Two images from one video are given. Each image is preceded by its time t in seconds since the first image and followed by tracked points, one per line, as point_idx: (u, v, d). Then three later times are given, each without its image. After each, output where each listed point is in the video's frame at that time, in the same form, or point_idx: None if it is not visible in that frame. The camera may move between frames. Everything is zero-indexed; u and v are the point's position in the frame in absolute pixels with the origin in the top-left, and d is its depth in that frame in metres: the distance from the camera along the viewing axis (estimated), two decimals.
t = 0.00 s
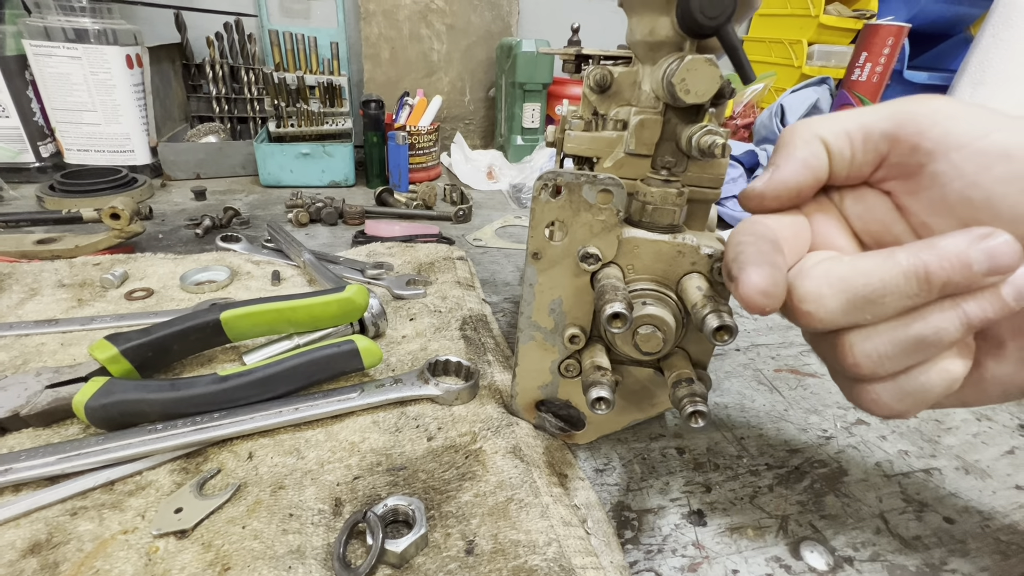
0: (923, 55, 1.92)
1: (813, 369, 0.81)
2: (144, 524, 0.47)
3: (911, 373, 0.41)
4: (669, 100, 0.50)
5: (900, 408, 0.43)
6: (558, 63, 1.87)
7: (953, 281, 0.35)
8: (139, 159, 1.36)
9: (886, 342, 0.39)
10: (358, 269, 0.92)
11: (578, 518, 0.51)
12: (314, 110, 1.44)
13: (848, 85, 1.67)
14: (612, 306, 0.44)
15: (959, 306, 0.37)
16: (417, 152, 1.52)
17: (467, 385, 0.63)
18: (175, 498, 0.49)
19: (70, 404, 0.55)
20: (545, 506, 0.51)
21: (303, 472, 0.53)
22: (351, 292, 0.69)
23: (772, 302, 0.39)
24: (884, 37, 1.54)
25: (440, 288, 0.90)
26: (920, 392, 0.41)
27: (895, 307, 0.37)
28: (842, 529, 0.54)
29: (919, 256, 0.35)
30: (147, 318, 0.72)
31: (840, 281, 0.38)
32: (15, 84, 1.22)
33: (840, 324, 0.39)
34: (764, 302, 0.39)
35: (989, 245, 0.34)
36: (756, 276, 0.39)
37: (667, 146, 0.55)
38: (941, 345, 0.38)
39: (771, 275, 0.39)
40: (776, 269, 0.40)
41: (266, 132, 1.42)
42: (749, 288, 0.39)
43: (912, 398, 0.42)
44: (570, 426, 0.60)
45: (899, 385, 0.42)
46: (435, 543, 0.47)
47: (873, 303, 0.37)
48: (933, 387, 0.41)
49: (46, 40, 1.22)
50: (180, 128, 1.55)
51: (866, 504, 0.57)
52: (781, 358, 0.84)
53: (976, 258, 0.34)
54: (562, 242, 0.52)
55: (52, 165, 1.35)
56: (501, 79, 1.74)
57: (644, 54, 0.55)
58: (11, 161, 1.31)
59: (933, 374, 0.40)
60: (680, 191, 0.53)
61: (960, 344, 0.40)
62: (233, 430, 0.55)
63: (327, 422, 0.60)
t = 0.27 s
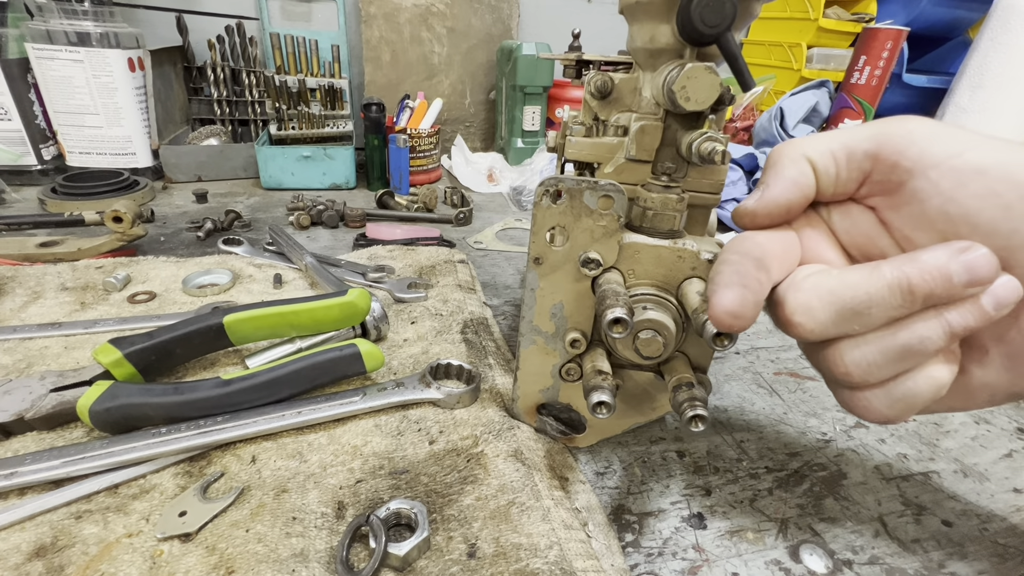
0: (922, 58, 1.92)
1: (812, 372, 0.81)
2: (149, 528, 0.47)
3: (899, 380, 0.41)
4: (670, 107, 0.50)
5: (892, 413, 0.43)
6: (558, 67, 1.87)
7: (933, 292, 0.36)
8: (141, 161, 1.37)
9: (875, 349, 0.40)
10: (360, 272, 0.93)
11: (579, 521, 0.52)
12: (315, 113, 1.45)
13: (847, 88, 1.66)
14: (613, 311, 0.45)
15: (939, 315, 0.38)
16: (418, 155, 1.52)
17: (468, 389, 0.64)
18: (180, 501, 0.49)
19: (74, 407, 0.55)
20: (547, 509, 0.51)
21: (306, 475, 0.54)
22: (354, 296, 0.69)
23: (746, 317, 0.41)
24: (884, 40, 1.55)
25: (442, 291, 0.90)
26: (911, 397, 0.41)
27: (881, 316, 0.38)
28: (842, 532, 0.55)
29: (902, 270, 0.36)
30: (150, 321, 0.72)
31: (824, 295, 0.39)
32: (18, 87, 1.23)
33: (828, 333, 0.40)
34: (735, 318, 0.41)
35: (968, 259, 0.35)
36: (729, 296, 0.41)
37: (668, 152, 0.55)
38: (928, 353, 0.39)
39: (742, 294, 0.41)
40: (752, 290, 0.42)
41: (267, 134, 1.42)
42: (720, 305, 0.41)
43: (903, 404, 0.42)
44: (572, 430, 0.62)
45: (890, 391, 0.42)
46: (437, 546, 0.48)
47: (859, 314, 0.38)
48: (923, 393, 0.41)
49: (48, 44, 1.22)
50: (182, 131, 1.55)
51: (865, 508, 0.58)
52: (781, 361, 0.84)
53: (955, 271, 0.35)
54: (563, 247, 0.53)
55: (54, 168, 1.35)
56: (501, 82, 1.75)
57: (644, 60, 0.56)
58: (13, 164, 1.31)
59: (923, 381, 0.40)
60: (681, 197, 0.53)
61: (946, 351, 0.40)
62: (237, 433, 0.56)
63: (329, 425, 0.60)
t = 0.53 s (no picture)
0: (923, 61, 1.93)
1: (815, 374, 0.82)
2: (161, 528, 0.48)
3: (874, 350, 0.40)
4: (676, 112, 0.51)
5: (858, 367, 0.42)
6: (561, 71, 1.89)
7: (920, 287, 0.33)
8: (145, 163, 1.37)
9: (856, 319, 0.38)
10: (365, 274, 0.93)
11: (585, 523, 0.52)
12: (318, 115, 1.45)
13: (847, 91, 1.67)
14: (620, 315, 0.45)
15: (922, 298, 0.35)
16: (421, 157, 1.53)
17: (474, 391, 0.64)
18: (191, 502, 0.50)
19: (85, 409, 0.56)
20: (554, 510, 0.51)
21: (315, 477, 0.54)
22: (360, 298, 0.70)
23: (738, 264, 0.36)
24: (884, 43, 1.56)
25: (446, 293, 0.91)
26: (878, 363, 0.40)
27: (873, 297, 0.35)
28: (846, 533, 0.55)
29: (895, 269, 0.33)
30: (158, 323, 0.73)
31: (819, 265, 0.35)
32: (23, 89, 1.23)
33: (820, 298, 0.37)
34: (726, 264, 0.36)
35: (968, 272, 0.32)
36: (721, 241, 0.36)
37: (673, 157, 0.56)
38: (903, 333, 0.37)
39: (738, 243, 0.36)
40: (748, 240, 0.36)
41: (271, 136, 1.43)
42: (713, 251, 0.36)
43: (870, 365, 0.41)
44: (577, 431, 0.62)
45: (863, 355, 0.40)
46: (446, 547, 0.48)
47: (851, 290, 0.35)
48: (893, 362, 0.40)
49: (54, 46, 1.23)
50: (185, 133, 1.56)
51: (868, 509, 0.58)
52: (784, 363, 0.84)
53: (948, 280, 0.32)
54: (570, 250, 0.53)
55: (58, 170, 1.36)
56: (504, 85, 1.75)
57: (650, 66, 0.56)
58: (18, 166, 1.31)
59: (895, 355, 0.39)
60: (686, 201, 0.54)
61: (934, 334, 0.38)
62: (246, 435, 0.56)
63: (337, 427, 0.61)
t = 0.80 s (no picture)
0: (920, 64, 1.94)
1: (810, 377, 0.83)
2: (161, 531, 0.49)
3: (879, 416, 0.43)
4: (670, 120, 0.52)
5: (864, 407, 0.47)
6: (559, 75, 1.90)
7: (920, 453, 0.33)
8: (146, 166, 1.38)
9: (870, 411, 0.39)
10: (364, 277, 0.94)
11: (580, 525, 0.53)
12: (318, 118, 1.46)
13: (844, 95, 1.67)
14: (614, 320, 0.46)
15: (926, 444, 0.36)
16: (420, 160, 1.54)
17: (471, 394, 0.65)
18: (191, 505, 0.51)
19: (86, 412, 0.57)
20: (549, 513, 0.52)
21: (314, 479, 0.55)
22: (359, 302, 0.71)
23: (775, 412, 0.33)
24: (881, 47, 1.57)
25: (444, 296, 0.91)
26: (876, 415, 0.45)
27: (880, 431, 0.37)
28: (838, 536, 0.56)
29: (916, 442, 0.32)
30: (159, 327, 0.74)
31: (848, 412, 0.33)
32: (25, 93, 1.24)
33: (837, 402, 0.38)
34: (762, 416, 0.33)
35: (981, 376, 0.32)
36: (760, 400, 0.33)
37: (667, 164, 0.57)
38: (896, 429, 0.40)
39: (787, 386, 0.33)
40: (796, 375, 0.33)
41: (271, 140, 1.44)
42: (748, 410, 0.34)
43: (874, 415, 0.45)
44: (572, 434, 0.62)
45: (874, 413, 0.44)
46: (442, 549, 0.49)
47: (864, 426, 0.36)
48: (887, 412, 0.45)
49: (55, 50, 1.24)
50: (186, 136, 1.57)
51: (860, 512, 0.59)
52: (779, 366, 0.85)
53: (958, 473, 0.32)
54: (565, 256, 0.54)
55: (60, 173, 1.36)
56: (503, 88, 1.76)
57: (645, 74, 0.57)
58: (19, 169, 1.32)
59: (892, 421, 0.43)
60: (680, 208, 0.55)
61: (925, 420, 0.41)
62: (246, 437, 0.57)
63: (335, 430, 0.61)
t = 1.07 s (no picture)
0: (919, 62, 1.94)
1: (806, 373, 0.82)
2: (151, 524, 0.48)
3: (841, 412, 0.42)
4: (662, 113, 0.52)
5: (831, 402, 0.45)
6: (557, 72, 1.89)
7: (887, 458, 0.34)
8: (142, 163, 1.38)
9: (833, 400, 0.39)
10: (359, 273, 0.94)
11: (573, 519, 0.53)
12: (315, 115, 1.46)
13: (843, 92, 1.66)
14: (606, 313, 0.46)
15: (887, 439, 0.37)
16: (418, 157, 1.53)
17: (465, 389, 0.65)
18: (181, 498, 0.50)
19: (78, 406, 0.56)
20: (541, 507, 0.52)
21: (306, 473, 0.55)
22: (353, 297, 0.70)
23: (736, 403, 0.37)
24: (879, 44, 1.57)
25: (440, 292, 0.91)
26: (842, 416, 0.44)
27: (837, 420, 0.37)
28: (832, 530, 0.56)
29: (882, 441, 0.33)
30: (152, 321, 0.73)
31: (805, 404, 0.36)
32: (21, 89, 1.24)
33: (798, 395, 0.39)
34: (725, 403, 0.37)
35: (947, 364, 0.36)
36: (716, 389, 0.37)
37: (661, 157, 0.56)
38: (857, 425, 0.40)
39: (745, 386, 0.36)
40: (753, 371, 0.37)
41: (268, 136, 1.44)
42: (707, 400, 0.37)
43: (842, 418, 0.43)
44: (567, 429, 0.62)
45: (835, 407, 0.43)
46: (433, 543, 0.49)
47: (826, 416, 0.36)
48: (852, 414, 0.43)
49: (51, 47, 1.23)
50: (183, 132, 1.57)
51: (854, 507, 0.59)
52: (775, 362, 0.85)
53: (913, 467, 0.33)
54: (558, 249, 0.54)
55: (56, 169, 1.36)
56: (501, 85, 1.76)
57: (638, 67, 0.57)
58: (16, 165, 1.32)
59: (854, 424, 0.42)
60: (673, 201, 0.54)
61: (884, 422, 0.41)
62: (238, 431, 0.57)
63: (328, 424, 0.61)
